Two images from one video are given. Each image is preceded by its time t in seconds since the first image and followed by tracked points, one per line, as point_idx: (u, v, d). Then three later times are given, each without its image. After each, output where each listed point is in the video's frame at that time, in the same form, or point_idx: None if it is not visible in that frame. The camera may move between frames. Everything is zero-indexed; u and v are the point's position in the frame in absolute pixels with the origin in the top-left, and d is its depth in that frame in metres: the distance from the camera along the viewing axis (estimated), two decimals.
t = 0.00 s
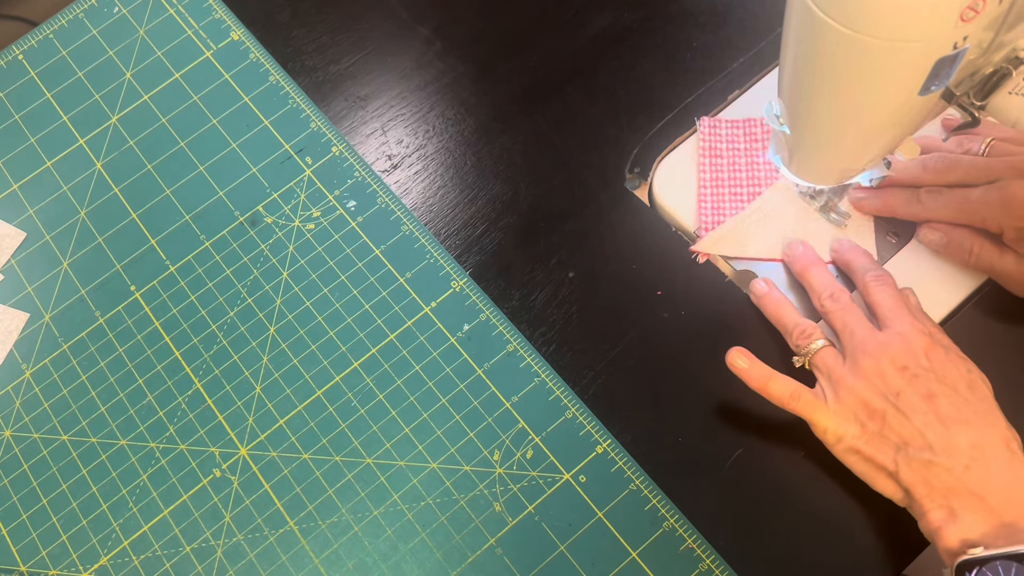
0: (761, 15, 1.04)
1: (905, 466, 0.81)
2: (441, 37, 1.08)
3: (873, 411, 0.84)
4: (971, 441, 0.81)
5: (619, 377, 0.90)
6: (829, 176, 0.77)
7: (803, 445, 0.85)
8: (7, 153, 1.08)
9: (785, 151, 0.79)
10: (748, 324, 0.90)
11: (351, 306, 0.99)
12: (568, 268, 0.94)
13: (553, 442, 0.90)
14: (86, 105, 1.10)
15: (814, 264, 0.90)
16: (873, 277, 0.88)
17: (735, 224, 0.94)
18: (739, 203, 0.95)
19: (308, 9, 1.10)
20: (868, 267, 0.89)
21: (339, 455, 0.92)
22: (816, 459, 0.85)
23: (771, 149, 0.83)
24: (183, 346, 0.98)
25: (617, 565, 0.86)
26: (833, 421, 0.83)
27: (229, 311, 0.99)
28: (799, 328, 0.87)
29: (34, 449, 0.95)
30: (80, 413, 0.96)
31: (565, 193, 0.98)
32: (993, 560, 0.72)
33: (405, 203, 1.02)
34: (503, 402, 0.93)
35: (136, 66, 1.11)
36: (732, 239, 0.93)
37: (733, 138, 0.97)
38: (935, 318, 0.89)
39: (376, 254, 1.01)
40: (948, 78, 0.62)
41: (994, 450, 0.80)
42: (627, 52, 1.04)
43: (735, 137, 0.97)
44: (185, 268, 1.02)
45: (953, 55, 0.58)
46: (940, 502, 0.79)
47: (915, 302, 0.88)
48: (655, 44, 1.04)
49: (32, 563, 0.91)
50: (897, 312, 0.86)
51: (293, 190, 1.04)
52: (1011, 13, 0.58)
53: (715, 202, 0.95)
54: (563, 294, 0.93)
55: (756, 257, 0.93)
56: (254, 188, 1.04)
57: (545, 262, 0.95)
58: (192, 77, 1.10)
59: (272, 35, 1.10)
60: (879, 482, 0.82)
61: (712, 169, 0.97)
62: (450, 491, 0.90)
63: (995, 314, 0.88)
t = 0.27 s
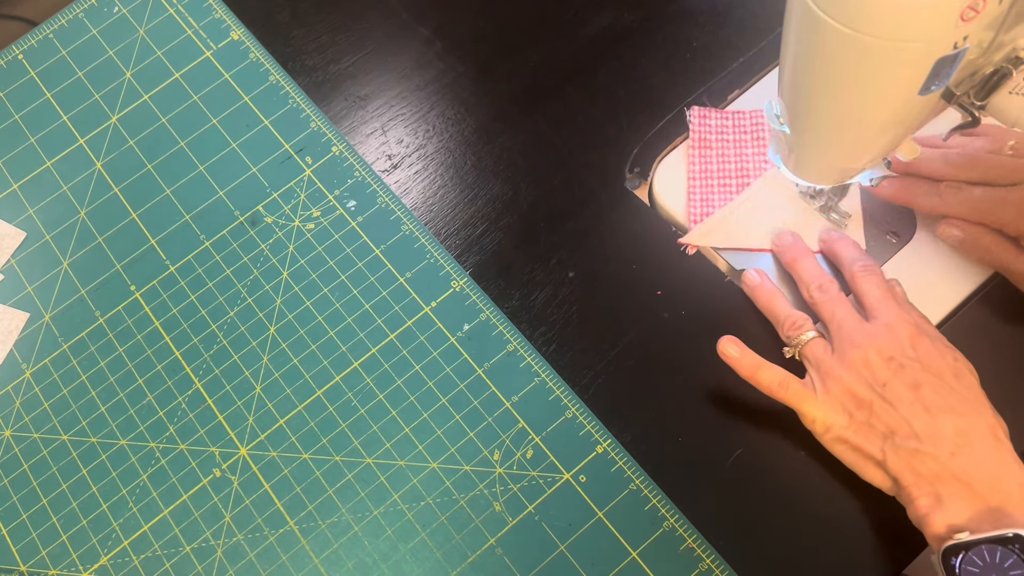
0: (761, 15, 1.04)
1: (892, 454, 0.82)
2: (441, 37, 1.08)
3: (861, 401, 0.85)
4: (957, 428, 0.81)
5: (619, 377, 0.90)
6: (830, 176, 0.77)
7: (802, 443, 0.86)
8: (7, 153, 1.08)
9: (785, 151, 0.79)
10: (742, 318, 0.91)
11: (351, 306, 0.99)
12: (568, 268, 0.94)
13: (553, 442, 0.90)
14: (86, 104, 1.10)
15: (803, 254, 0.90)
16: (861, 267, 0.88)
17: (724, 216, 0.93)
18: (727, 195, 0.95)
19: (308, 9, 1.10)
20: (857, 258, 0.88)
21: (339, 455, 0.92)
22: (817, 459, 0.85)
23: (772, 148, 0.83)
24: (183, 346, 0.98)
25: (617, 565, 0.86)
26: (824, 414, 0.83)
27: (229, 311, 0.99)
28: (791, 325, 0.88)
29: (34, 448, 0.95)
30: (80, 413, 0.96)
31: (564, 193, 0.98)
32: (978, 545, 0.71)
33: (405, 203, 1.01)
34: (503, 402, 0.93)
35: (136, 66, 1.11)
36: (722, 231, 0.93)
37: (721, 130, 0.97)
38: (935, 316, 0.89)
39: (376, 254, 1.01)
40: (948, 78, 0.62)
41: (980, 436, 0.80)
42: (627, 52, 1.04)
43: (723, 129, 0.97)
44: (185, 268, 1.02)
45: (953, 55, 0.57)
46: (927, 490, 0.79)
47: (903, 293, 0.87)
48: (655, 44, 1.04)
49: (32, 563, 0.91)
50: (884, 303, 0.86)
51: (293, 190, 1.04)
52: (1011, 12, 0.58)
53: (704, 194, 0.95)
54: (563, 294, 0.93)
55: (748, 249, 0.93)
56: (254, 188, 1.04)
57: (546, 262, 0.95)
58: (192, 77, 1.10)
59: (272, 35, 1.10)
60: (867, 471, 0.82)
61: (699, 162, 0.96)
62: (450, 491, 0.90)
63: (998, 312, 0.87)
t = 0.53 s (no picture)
0: (761, 15, 1.04)
1: (874, 442, 0.82)
2: (441, 37, 1.08)
3: (844, 390, 0.85)
4: (936, 415, 0.81)
5: (619, 377, 0.90)
6: (829, 176, 0.77)
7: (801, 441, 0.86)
8: (6, 153, 1.08)
9: (785, 151, 0.79)
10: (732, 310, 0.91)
11: (351, 306, 0.99)
12: (568, 268, 0.94)
13: (553, 442, 0.90)
14: (86, 104, 1.10)
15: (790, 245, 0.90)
16: (845, 257, 0.87)
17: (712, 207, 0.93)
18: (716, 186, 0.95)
19: (308, 9, 1.10)
20: (844, 248, 0.87)
21: (339, 455, 0.92)
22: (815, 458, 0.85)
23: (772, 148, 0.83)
24: (182, 346, 0.98)
25: (617, 565, 0.86)
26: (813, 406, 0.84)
27: (229, 311, 0.99)
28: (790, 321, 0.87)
29: (34, 448, 0.95)
30: (80, 413, 0.96)
31: (564, 193, 0.98)
32: (956, 530, 0.71)
33: (405, 203, 1.01)
34: (503, 402, 0.93)
35: (136, 65, 1.11)
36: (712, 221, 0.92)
37: (710, 121, 0.97)
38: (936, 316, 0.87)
39: (376, 254, 1.01)
40: (948, 78, 0.62)
41: (960, 423, 0.80)
42: (627, 52, 1.04)
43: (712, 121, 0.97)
44: (185, 268, 1.02)
45: (953, 55, 0.58)
46: (908, 477, 0.79)
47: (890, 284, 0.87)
48: (655, 43, 1.04)
49: (32, 563, 0.91)
50: (868, 291, 0.85)
51: (293, 190, 1.04)
52: (1011, 13, 0.58)
53: (693, 185, 0.95)
54: (563, 294, 0.93)
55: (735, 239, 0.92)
56: (254, 188, 1.04)
57: (546, 262, 0.95)
58: (192, 77, 1.10)
59: (272, 35, 1.10)
60: (851, 460, 0.83)
61: (689, 153, 0.96)
62: (450, 490, 0.90)
63: (1012, 298, 0.85)
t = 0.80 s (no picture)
0: (761, 15, 1.04)
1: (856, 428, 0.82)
2: (441, 37, 1.08)
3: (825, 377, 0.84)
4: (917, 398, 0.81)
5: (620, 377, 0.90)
6: (829, 176, 0.77)
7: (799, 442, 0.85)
8: (6, 152, 1.08)
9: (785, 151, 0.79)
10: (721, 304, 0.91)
11: (351, 306, 0.99)
12: (568, 268, 0.94)
13: (553, 441, 0.90)
14: (86, 104, 1.10)
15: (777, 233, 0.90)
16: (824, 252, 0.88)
17: (701, 197, 0.93)
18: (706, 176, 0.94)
19: (308, 9, 1.10)
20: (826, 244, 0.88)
21: (339, 455, 0.92)
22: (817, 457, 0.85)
23: (772, 148, 0.83)
24: (182, 345, 0.98)
25: (617, 565, 0.86)
26: (797, 399, 0.85)
27: (229, 310, 0.99)
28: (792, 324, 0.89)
29: (34, 448, 0.95)
30: (80, 413, 0.96)
31: (564, 193, 0.98)
32: (872, 466, 0.79)
33: (405, 203, 1.01)
34: (503, 401, 0.93)
35: (136, 65, 1.11)
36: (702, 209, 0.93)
37: (699, 113, 0.98)
38: (934, 317, 0.85)
39: (376, 254, 1.00)
40: (948, 77, 0.61)
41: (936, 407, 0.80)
42: (627, 52, 1.04)
43: (700, 112, 0.98)
44: (185, 268, 1.02)
45: (953, 54, 0.57)
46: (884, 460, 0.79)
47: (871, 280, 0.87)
48: (655, 43, 1.04)
49: (32, 563, 0.91)
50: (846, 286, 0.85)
51: (293, 190, 1.04)
52: (1011, 12, 0.58)
53: (682, 175, 0.95)
54: (563, 294, 0.93)
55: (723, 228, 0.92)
56: (254, 188, 1.04)
57: (546, 261, 0.95)
58: (192, 77, 1.10)
59: (272, 35, 1.10)
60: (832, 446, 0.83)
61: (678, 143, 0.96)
62: (450, 490, 0.90)
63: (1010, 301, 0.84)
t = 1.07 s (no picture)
0: (761, 15, 1.04)
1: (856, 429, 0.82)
2: (441, 36, 1.08)
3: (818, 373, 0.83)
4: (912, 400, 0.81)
5: (620, 377, 0.90)
6: (829, 176, 0.77)
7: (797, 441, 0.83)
8: (7, 152, 1.08)
9: (785, 150, 0.78)
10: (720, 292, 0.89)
11: (351, 305, 0.99)
12: (568, 268, 0.94)
13: (553, 441, 0.90)
14: (86, 104, 1.10)
15: (760, 220, 0.91)
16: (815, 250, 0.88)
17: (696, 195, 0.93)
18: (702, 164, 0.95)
19: (308, 9, 1.10)
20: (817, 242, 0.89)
21: (339, 455, 0.92)
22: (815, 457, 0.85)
23: (772, 147, 0.83)
24: (182, 345, 0.98)
25: (617, 564, 0.86)
26: (803, 391, 0.83)
27: (229, 310, 0.99)
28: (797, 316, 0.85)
29: (34, 448, 0.95)
30: (80, 413, 0.96)
31: (564, 193, 0.98)
32: (803, 416, 0.79)
33: (405, 203, 1.01)
34: (503, 401, 0.93)
35: (136, 65, 1.11)
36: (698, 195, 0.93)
37: (694, 103, 0.99)
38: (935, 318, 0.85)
39: (376, 254, 1.00)
40: (948, 77, 0.61)
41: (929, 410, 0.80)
42: (627, 51, 1.04)
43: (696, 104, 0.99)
44: (185, 267, 1.02)
45: (954, 54, 0.57)
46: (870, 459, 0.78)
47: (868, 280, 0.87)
48: (654, 43, 1.04)
49: (32, 563, 0.91)
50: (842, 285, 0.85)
51: (293, 189, 1.04)
52: (1011, 11, 0.57)
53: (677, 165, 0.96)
54: (563, 294, 0.93)
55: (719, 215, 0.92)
56: (254, 188, 1.04)
57: (545, 261, 0.95)
58: (192, 77, 1.10)
59: (272, 34, 1.10)
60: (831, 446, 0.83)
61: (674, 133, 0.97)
62: (450, 490, 0.90)
63: (1008, 303, 0.85)
